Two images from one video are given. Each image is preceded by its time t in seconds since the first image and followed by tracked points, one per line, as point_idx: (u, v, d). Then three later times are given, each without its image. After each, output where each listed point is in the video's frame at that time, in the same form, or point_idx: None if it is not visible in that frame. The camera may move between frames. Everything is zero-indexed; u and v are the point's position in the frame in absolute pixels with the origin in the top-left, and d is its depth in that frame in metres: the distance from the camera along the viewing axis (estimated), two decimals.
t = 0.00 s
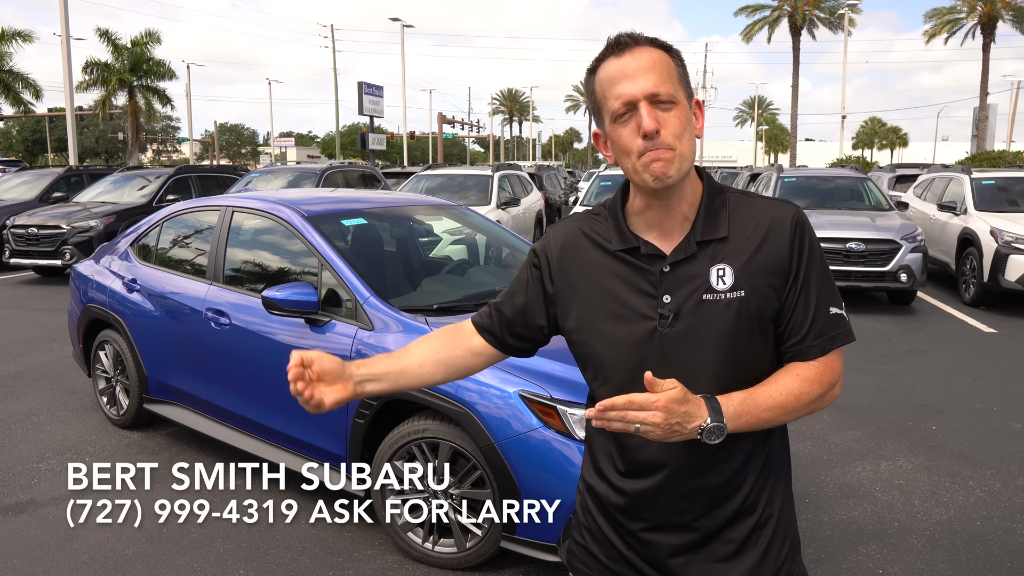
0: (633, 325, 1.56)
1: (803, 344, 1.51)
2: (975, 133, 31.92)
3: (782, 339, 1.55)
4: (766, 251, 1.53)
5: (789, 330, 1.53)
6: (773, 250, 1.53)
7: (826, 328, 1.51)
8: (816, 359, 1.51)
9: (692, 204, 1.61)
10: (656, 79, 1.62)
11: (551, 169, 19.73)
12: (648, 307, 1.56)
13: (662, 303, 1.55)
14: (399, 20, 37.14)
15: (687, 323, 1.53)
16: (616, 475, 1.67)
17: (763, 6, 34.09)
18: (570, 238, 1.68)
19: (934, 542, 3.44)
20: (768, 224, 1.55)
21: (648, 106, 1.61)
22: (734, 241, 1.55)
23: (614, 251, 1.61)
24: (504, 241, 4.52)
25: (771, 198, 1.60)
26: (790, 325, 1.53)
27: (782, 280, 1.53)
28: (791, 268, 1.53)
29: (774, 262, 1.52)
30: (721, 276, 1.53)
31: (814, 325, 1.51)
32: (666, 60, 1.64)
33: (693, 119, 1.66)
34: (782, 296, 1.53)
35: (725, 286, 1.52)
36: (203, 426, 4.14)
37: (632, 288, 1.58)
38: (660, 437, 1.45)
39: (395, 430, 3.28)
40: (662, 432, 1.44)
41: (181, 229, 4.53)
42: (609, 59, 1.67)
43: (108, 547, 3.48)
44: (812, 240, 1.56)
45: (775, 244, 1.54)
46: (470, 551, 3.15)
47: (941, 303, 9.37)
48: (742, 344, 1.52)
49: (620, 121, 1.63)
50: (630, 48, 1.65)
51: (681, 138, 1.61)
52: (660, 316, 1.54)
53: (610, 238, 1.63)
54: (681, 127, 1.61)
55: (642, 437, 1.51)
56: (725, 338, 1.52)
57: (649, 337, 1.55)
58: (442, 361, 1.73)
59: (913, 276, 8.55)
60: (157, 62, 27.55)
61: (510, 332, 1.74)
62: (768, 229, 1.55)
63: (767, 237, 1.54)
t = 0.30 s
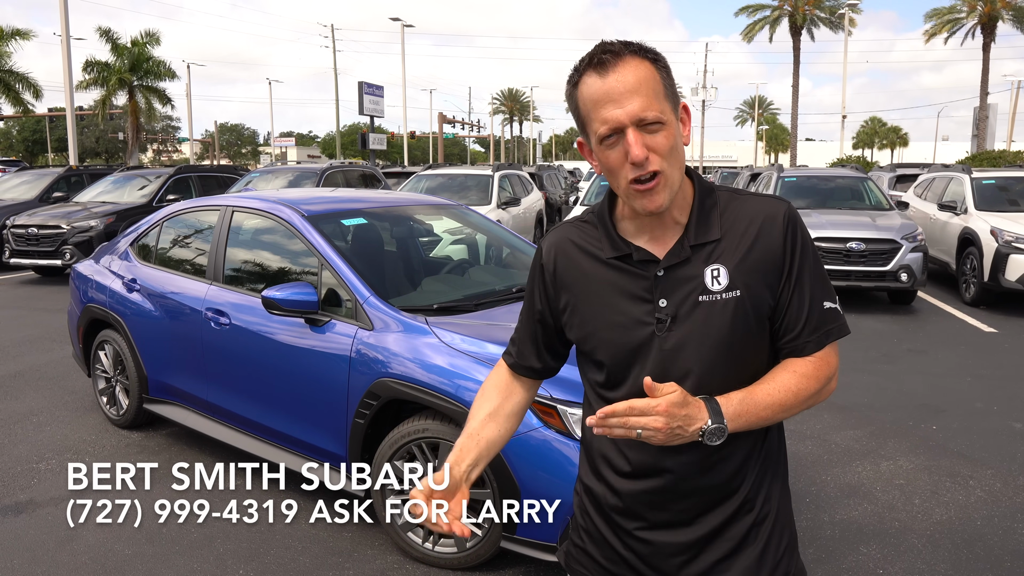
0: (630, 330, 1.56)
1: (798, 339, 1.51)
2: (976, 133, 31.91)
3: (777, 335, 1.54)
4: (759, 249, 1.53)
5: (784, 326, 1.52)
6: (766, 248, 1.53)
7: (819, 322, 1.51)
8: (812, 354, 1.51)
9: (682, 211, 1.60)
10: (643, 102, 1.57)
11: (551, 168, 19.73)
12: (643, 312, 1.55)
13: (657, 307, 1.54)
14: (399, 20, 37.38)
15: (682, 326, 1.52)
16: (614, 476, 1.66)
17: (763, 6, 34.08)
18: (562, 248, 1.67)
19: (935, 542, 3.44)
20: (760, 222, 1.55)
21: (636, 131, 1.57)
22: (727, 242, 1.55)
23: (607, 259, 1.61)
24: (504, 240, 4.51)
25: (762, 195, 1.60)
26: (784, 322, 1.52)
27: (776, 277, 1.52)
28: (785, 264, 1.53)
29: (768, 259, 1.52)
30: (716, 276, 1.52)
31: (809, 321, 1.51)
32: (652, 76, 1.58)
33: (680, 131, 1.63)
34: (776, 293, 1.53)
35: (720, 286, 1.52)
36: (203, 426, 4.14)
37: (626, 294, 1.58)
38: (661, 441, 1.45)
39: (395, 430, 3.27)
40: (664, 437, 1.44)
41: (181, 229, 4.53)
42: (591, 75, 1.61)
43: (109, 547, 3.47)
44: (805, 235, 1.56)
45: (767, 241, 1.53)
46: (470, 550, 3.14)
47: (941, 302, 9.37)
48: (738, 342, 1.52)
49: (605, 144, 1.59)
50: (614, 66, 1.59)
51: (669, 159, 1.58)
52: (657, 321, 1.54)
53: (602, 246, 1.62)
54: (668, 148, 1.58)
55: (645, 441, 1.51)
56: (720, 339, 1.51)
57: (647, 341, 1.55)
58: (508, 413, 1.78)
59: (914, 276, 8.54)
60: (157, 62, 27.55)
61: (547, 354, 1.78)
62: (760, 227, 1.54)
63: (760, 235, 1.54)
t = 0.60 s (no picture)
0: (628, 327, 1.56)
1: (798, 344, 1.51)
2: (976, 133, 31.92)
3: (777, 339, 1.54)
4: (760, 251, 1.52)
5: (784, 330, 1.52)
6: (767, 250, 1.52)
7: (820, 327, 1.51)
8: (811, 360, 1.51)
9: (684, 205, 1.60)
10: (644, 78, 1.60)
11: (552, 168, 19.74)
12: (641, 309, 1.55)
13: (656, 304, 1.54)
14: (399, 20, 36.64)
15: (680, 325, 1.52)
16: (613, 480, 1.65)
17: (764, 6, 34.05)
18: (563, 237, 1.66)
19: (936, 543, 3.44)
20: (763, 223, 1.54)
21: (636, 107, 1.60)
22: (729, 241, 1.54)
23: (607, 251, 1.60)
24: (505, 240, 4.51)
25: (766, 197, 1.59)
26: (785, 326, 1.52)
27: (777, 280, 1.52)
28: (786, 267, 1.52)
29: (769, 261, 1.52)
30: (716, 276, 1.52)
31: (809, 326, 1.50)
32: (654, 58, 1.62)
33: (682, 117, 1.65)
34: (777, 296, 1.52)
35: (720, 286, 1.51)
36: (203, 426, 4.13)
37: (625, 289, 1.57)
38: (652, 437, 1.44)
39: (395, 431, 3.27)
40: (654, 433, 1.44)
41: (181, 229, 4.52)
42: (596, 58, 1.65)
43: (109, 547, 3.47)
44: (808, 239, 1.55)
45: (770, 244, 1.53)
46: (470, 551, 3.14)
47: (942, 302, 9.36)
48: (737, 344, 1.51)
49: (607, 122, 1.62)
50: (617, 47, 1.63)
51: (670, 137, 1.60)
52: (655, 318, 1.53)
53: (602, 238, 1.62)
54: (670, 126, 1.61)
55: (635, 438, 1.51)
56: (718, 341, 1.51)
57: (644, 338, 1.54)
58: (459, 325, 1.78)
59: (914, 276, 8.54)
60: (157, 62, 27.52)
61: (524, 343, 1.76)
62: (762, 229, 1.54)
63: (762, 237, 1.53)
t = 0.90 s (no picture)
0: (630, 326, 1.55)
1: (800, 348, 1.51)
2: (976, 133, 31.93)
3: (779, 341, 1.54)
4: (764, 252, 1.52)
5: (787, 333, 1.52)
6: (772, 253, 1.52)
7: (822, 331, 1.52)
8: (812, 362, 1.52)
9: (689, 206, 1.60)
10: (650, 80, 1.60)
11: (552, 168, 19.74)
12: (644, 307, 1.54)
13: (659, 303, 1.53)
14: (400, 20, 37.14)
15: (684, 325, 1.51)
16: (613, 481, 1.64)
17: (764, 6, 34.04)
18: (566, 234, 1.66)
19: (936, 543, 3.44)
20: (768, 226, 1.54)
21: (642, 109, 1.60)
22: (733, 242, 1.54)
23: (611, 248, 1.59)
24: (505, 240, 4.51)
25: (770, 200, 1.59)
26: (787, 328, 1.52)
27: (781, 282, 1.52)
28: (790, 270, 1.52)
29: (773, 263, 1.52)
30: (720, 276, 1.52)
31: (811, 329, 1.51)
32: (661, 58, 1.62)
33: (689, 117, 1.65)
34: (780, 298, 1.52)
35: (724, 287, 1.51)
36: (203, 426, 4.13)
37: (628, 286, 1.57)
38: (660, 441, 1.44)
39: (395, 431, 3.26)
40: (663, 437, 1.43)
41: (181, 229, 4.52)
42: (604, 58, 1.65)
43: (109, 547, 3.47)
44: (811, 242, 1.56)
45: (774, 246, 1.53)
46: (470, 551, 3.14)
47: (942, 302, 9.36)
48: (740, 346, 1.52)
49: (612, 123, 1.63)
50: (624, 47, 1.63)
51: (676, 139, 1.61)
52: (657, 317, 1.53)
53: (606, 234, 1.61)
54: (676, 128, 1.61)
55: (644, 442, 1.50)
56: (722, 342, 1.51)
57: (646, 337, 1.54)
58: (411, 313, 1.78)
59: (915, 276, 8.54)
60: (157, 62, 27.52)
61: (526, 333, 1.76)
62: (767, 231, 1.54)
63: (766, 239, 1.53)
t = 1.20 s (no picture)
0: (627, 330, 1.56)
1: (797, 342, 1.51)
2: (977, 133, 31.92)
3: (776, 337, 1.55)
4: (757, 250, 1.53)
5: (783, 329, 1.53)
6: (765, 250, 1.52)
7: (819, 323, 1.51)
8: (810, 356, 1.51)
9: (679, 213, 1.59)
10: (640, 96, 1.56)
11: (552, 168, 19.73)
12: (641, 311, 1.55)
13: (655, 306, 1.54)
14: (400, 20, 37.38)
15: (680, 327, 1.52)
16: (614, 481, 1.64)
17: (765, 6, 34.02)
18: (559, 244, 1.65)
19: (937, 543, 3.43)
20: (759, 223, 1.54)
21: (633, 126, 1.56)
22: (726, 242, 1.54)
23: (603, 257, 1.59)
24: (505, 240, 4.51)
25: (760, 196, 1.59)
26: (783, 324, 1.52)
27: (775, 279, 1.52)
28: (784, 266, 1.52)
29: (766, 260, 1.52)
30: (714, 276, 1.52)
31: (808, 323, 1.51)
32: (651, 71, 1.57)
33: (679, 129, 1.62)
34: (775, 293, 1.53)
35: (719, 287, 1.51)
36: (203, 426, 4.13)
37: (623, 291, 1.56)
38: (655, 447, 1.45)
39: (395, 431, 3.26)
40: (657, 443, 1.45)
41: (182, 229, 4.52)
42: (591, 69, 1.60)
43: (109, 547, 3.47)
44: (804, 236, 1.56)
45: (767, 242, 1.53)
46: (470, 551, 3.14)
47: (943, 302, 9.35)
48: (737, 343, 1.52)
49: (602, 138, 1.59)
50: (614, 59, 1.57)
51: (667, 155, 1.58)
52: (655, 321, 1.54)
53: (598, 244, 1.60)
54: (666, 144, 1.58)
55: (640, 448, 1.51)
56: (719, 341, 1.51)
57: (643, 340, 1.54)
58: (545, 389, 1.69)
59: (915, 276, 8.53)
60: (157, 62, 27.52)
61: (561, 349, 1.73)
62: (759, 228, 1.54)
63: (758, 236, 1.53)
